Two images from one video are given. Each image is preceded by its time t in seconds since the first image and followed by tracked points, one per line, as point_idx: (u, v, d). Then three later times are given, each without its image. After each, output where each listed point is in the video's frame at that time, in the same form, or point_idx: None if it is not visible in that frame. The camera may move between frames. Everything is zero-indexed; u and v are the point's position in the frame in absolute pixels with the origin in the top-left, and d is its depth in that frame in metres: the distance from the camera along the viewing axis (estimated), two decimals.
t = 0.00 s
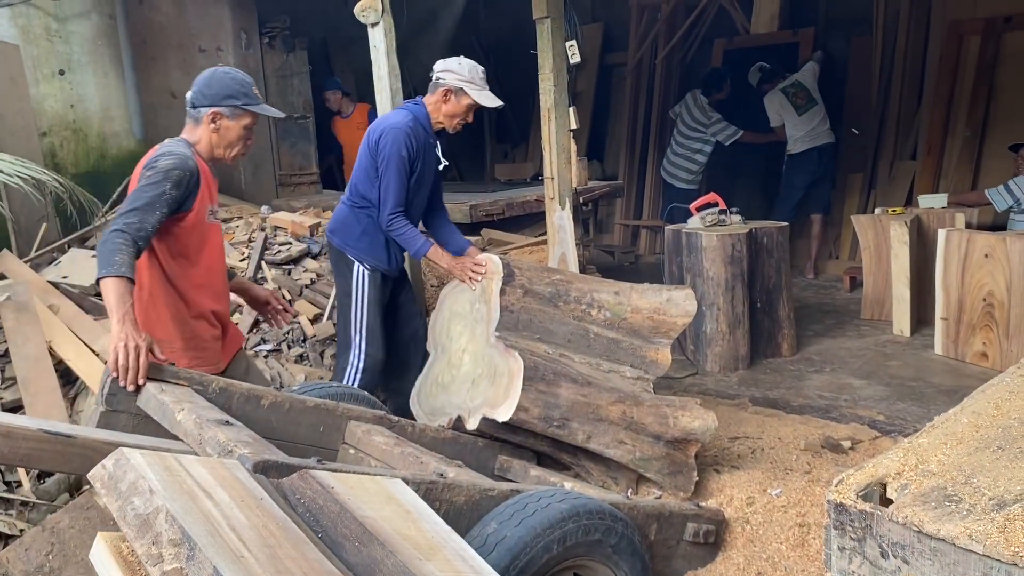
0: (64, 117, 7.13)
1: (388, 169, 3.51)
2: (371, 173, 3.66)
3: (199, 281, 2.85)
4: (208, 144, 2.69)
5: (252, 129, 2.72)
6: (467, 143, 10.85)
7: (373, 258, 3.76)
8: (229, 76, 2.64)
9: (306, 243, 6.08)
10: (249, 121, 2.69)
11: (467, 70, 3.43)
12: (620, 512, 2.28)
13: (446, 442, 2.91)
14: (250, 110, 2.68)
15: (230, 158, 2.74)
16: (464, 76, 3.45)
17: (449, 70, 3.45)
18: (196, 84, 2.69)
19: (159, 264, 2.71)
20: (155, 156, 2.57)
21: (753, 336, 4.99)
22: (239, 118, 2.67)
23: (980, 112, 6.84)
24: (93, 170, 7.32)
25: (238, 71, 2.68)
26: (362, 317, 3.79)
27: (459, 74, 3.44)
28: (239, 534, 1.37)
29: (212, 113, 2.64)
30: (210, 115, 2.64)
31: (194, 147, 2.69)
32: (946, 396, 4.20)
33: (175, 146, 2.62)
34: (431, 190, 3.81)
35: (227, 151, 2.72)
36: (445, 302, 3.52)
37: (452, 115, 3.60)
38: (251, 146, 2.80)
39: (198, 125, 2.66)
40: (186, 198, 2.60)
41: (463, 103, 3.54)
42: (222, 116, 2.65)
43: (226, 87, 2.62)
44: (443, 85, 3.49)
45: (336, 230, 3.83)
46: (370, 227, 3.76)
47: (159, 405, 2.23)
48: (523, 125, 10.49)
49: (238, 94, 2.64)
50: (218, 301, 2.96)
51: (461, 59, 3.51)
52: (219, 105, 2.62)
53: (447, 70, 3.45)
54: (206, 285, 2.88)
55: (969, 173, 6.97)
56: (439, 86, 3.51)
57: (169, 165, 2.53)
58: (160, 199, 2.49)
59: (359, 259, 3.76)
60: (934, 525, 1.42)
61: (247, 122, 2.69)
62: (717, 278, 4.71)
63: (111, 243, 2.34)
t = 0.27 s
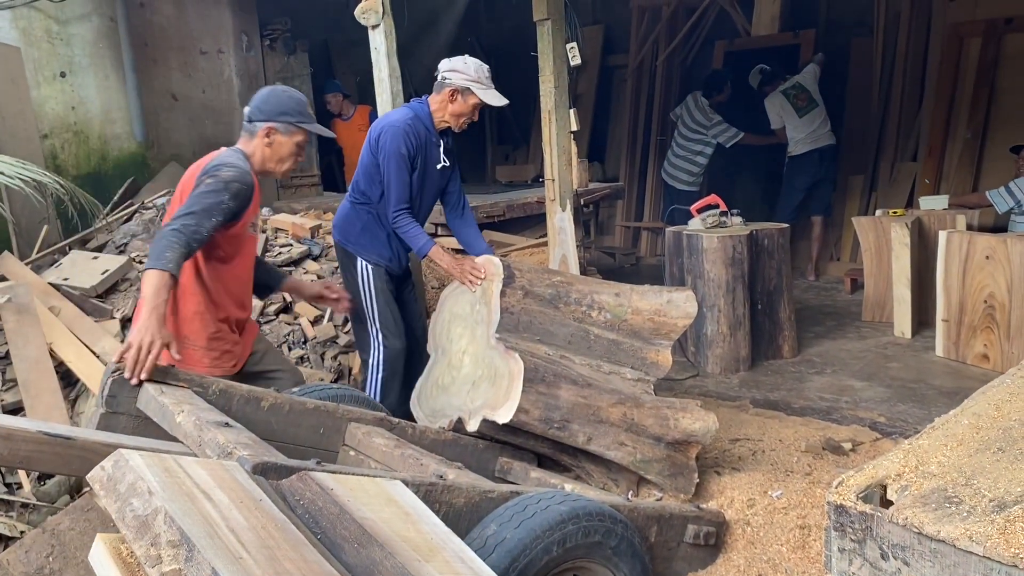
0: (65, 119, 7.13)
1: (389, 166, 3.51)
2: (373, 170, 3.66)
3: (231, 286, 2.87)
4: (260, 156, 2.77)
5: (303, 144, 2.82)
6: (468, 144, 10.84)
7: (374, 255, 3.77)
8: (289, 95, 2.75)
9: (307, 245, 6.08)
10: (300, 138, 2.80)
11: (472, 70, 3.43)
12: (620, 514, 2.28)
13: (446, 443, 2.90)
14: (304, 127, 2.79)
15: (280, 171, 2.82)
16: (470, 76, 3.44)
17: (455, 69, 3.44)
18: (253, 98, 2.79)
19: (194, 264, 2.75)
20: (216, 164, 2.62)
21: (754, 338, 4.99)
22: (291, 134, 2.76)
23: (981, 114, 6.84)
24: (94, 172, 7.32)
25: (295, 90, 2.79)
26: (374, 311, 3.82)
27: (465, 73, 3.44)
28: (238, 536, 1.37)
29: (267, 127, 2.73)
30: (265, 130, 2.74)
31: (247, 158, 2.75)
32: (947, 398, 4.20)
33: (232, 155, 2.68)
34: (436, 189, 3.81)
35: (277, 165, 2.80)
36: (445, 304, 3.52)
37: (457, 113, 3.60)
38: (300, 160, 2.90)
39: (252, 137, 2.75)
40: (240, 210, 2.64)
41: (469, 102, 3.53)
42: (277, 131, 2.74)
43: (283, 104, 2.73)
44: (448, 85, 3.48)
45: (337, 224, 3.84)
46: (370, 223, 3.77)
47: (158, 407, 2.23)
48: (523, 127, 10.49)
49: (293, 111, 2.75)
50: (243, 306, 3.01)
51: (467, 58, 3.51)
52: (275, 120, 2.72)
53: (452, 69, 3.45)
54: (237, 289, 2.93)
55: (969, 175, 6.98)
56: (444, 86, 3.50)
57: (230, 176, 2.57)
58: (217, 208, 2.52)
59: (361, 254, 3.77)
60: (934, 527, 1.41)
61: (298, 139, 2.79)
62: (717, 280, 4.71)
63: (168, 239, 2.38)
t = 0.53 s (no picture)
0: (64, 119, 7.14)
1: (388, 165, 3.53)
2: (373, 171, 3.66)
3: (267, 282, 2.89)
4: (303, 162, 2.78)
5: (345, 151, 2.79)
6: (468, 144, 10.82)
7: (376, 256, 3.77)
8: (328, 102, 2.74)
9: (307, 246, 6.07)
10: (342, 147, 2.77)
11: (467, 64, 3.45)
12: (620, 515, 2.27)
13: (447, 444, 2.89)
14: (345, 135, 2.74)
15: (321, 177, 2.82)
16: (465, 69, 3.46)
17: (450, 65, 3.47)
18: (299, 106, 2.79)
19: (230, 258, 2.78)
20: (257, 169, 2.64)
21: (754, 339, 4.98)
22: (330, 142, 2.74)
23: (981, 115, 6.84)
24: (94, 172, 7.33)
25: (334, 97, 2.76)
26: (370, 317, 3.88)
27: (460, 68, 3.46)
28: (236, 538, 1.36)
29: (307, 134, 2.72)
30: (305, 136, 2.73)
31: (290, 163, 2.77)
32: (948, 399, 4.19)
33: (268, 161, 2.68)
34: (436, 188, 3.80)
35: (319, 171, 2.80)
36: (444, 306, 3.52)
37: (455, 110, 3.60)
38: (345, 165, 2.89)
39: (295, 144, 2.75)
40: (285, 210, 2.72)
41: (466, 97, 3.54)
42: (316, 138, 2.73)
43: (323, 112, 2.72)
44: (444, 81, 3.49)
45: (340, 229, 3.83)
46: (371, 224, 3.76)
47: (158, 408, 2.23)
48: (523, 128, 10.49)
49: (332, 119, 2.72)
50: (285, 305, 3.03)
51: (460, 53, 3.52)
52: (315, 127, 2.71)
53: (447, 65, 3.47)
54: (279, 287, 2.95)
55: (969, 175, 6.97)
56: (440, 82, 3.51)
57: (273, 182, 2.61)
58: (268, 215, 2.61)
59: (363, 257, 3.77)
60: (936, 528, 1.41)
61: (339, 147, 2.76)
62: (717, 281, 4.70)
63: (237, 265, 2.55)
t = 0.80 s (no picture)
0: (63, 118, 7.15)
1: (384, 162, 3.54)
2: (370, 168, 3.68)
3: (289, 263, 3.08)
4: (326, 153, 2.87)
5: (367, 143, 2.86)
6: (467, 144, 10.78)
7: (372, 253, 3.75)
8: (349, 94, 2.82)
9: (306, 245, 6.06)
10: (365, 138, 2.84)
11: (467, 61, 3.43)
12: (621, 513, 2.26)
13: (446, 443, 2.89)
14: (364, 125, 2.81)
15: (344, 169, 2.90)
16: (465, 67, 3.44)
17: (449, 61, 3.44)
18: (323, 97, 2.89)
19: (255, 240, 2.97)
20: (276, 168, 2.74)
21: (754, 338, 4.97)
22: (351, 133, 2.82)
23: (980, 114, 6.84)
24: (93, 171, 7.35)
25: (357, 89, 2.85)
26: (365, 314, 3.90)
27: (460, 63, 3.43)
28: (236, 534, 1.36)
29: (328, 126, 2.81)
30: (327, 129, 2.82)
31: (314, 155, 2.87)
32: (948, 397, 4.19)
33: (284, 159, 2.77)
34: (434, 186, 3.79)
35: (342, 163, 2.89)
36: (445, 305, 3.51)
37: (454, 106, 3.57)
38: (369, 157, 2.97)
39: (317, 136, 2.85)
40: (305, 206, 2.81)
41: (467, 93, 3.53)
42: (337, 130, 2.81)
43: (343, 104, 2.80)
44: (443, 78, 3.47)
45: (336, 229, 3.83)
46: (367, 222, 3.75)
47: (157, 406, 2.22)
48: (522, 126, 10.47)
49: (353, 111, 2.81)
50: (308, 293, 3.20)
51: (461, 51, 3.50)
52: (335, 120, 2.80)
53: (446, 62, 3.44)
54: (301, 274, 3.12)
55: (969, 174, 6.96)
56: (439, 79, 3.48)
57: (291, 183, 2.70)
58: (291, 216, 2.71)
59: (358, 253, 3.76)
60: (938, 525, 1.40)
61: (360, 138, 2.83)
62: (717, 280, 4.70)
63: (265, 275, 2.64)
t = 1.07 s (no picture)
0: (61, 117, 7.15)
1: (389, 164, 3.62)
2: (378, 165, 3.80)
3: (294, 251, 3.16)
4: (332, 144, 2.92)
5: (371, 133, 2.90)
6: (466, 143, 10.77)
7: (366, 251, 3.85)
8: (354, 82, 2.85)
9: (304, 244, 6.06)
10: (369, 127, 2.86)
11: (486, 78, 3.44)
12: (620, 512, 2.26)
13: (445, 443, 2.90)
14: (367, 116, 2.84)
15: (351, 159, 2.95)
16: (485, 84, 3.45)
17: (469, 77, 3.45)
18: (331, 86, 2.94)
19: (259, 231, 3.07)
20: (280, 161, 2.81)
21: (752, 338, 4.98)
22: (356, 122, 2.85)
23: (979, 113, 6.84)
24: (91, 170, 7.35)
25: (363, 78, 2.87)
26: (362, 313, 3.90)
27: (479, 82, 3.44)
28: (235, 533, 1.35)
29: (332, 117, 2.86)
30: (331, 120, 2.86)
31: (320, 146, 2.93)
32: (946, 397, 4.19)
33: (287, 152, 2.83)
34: (437, 194, 3.86)
35: (348, 153, 2.93)
36: (444, 303, 3.49)
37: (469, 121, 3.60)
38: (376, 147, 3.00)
39: (323, 127, 2.91)
40: (309, 198, 2.87)
41: (483, 110, 3.55)
42: (342, 120, 2.85)
43: (348, 94, 2.83)
44: (461, 93, 3.48)
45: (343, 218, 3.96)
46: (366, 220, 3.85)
47: (156, 406, 2.22)
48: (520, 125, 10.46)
49: (357, 101, 2.83)
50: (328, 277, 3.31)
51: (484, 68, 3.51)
52: (339, 110, 2.84)
53: (466, 77, 3.45)
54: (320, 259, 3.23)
55: (967, 174, 6.96)
56: (457, 93, 3.50)
57: (293, 175, 2.77)
58: (294, 209, 2.77)
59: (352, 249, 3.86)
60: (937, 524, 1.41)
61: (365, 127, 2.85)
62: (716, 279, 4.70)
63: (269, 268, 2.70)
